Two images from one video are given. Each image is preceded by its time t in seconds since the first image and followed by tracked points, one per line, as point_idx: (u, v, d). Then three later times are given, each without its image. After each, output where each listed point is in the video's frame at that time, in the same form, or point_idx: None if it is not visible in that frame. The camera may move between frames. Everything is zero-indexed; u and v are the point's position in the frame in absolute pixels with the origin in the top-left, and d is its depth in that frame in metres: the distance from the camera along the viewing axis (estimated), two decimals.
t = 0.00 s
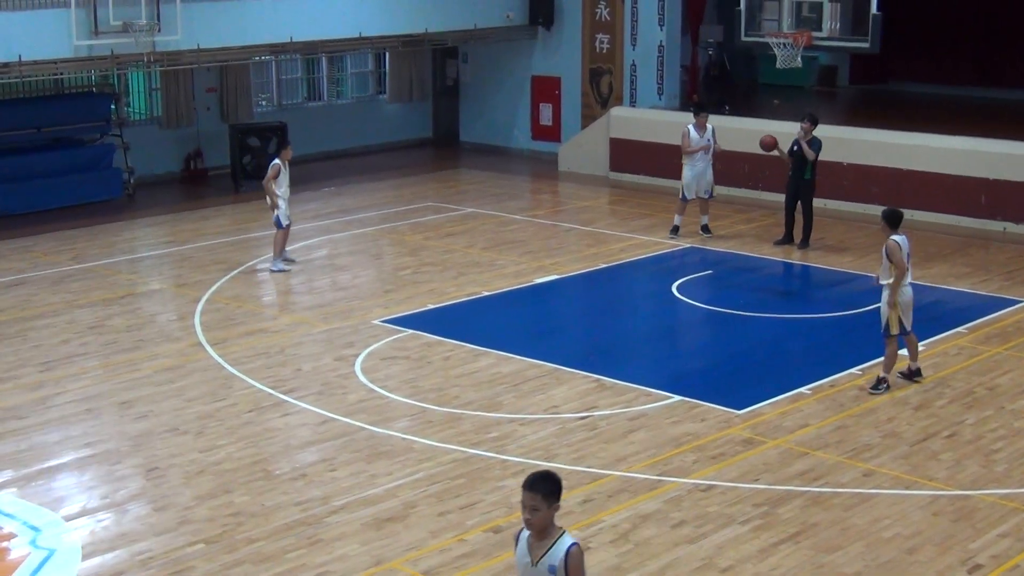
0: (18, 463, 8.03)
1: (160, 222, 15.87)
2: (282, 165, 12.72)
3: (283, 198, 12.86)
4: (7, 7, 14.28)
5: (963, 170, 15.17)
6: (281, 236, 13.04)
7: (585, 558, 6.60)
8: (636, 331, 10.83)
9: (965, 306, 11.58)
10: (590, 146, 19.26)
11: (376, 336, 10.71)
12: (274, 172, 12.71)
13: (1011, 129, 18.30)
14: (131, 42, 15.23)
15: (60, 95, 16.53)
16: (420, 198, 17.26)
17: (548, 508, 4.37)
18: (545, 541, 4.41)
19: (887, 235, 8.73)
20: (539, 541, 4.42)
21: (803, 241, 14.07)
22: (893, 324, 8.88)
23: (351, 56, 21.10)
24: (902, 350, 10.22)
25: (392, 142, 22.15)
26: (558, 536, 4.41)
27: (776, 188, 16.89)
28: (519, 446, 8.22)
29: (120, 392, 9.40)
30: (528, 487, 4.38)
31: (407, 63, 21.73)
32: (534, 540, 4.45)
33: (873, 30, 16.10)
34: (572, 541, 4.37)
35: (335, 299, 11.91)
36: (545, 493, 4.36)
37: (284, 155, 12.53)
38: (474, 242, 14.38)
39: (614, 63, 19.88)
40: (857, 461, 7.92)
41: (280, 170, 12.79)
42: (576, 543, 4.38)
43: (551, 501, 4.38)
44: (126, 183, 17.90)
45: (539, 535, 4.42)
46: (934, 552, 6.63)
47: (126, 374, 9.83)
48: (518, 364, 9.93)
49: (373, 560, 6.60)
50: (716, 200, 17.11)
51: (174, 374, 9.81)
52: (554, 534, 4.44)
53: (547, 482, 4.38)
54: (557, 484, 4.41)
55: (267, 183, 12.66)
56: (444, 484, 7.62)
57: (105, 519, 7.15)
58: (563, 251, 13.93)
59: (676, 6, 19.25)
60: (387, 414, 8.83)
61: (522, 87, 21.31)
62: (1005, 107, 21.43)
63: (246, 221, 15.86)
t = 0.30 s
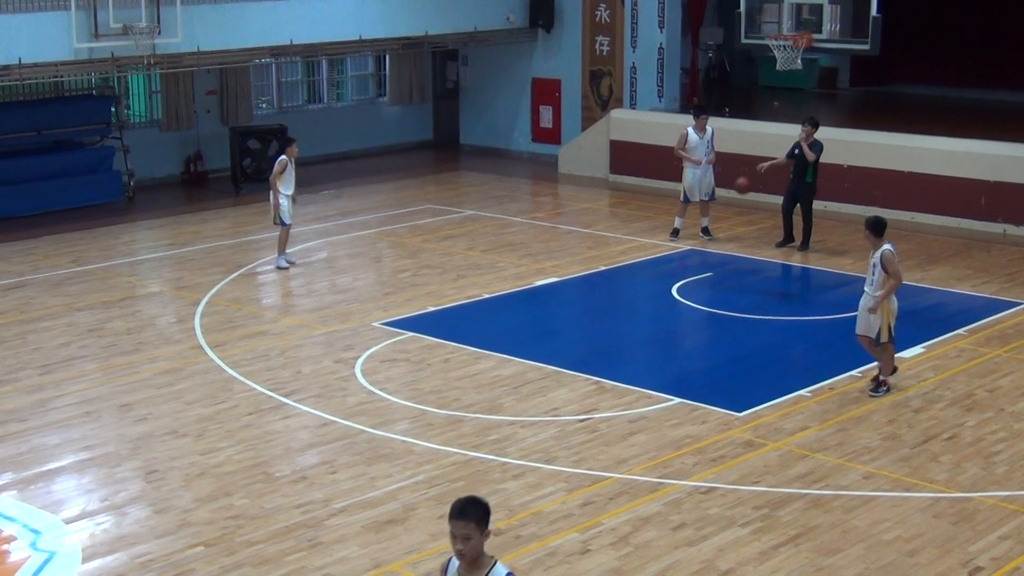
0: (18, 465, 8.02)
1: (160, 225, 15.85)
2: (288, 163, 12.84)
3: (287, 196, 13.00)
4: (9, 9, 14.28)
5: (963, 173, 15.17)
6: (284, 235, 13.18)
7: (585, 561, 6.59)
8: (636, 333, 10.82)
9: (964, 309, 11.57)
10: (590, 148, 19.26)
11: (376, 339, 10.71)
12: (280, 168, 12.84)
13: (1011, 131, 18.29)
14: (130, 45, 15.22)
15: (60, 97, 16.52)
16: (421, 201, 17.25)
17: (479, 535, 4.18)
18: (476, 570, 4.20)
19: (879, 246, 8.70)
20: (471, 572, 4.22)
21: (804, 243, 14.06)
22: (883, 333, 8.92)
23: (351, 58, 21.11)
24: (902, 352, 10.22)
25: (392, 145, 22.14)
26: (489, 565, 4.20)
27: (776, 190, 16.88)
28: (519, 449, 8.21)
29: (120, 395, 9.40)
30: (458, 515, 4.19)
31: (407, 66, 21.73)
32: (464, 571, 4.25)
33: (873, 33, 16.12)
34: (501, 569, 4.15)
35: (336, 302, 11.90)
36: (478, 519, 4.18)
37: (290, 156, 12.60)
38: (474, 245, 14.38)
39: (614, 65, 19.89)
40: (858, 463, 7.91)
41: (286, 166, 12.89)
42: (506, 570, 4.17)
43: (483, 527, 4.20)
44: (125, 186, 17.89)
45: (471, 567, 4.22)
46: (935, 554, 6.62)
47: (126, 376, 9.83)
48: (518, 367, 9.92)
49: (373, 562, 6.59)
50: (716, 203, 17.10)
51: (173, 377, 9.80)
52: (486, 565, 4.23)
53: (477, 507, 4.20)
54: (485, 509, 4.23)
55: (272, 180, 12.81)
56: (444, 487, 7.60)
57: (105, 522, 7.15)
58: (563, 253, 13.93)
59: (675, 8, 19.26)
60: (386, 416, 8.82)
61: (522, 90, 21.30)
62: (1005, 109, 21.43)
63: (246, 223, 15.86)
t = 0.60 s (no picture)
0: (19, 466, 8.03)
1: (160, 226, 15.86)
2: (294, 163, 12.92)
3: (292, 196, 12.98)
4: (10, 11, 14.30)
5: (964, 176, 15.17)
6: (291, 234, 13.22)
7: (585, 563, 6.59)
8: (637, 335, 10.82)
9: (965, 312, 11.55)
10: (591, 151, 19.26)
11: (377, 340, 10.71)
12: (285, 167, 12.92)
13: (1012, 134, 18.29)
14: (131, 47, 15.21)
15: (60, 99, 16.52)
16: (422, 203, 17.26)
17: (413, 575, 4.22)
18: None
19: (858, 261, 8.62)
20: None
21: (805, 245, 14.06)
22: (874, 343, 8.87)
23: (352, 60, 21.14)
24: (902, 355, 10.21)
25: (393, 146, 22.16)
26: None
27: (776, 193, 16.88)
28: (519, 451, 8.21)
29: (121, 396, 9.39)
30: (389, 556, 4.20)
31: (408, 69, 21.76)
32: None
33: (873, 34, 16.04)
34: None
35: (337, 304, 11.90)
36: (409, 562, 4.21)
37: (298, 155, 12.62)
38: (475, 247, 14.38)
39: (615, 67, 19.89)
40: (858, 466, 7.91)
41: (292, 166, 12.92)
42: None
43: (414, 570, 4.23)
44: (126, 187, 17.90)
45: None
46: (935, 557, 6.62)
47: (127, 378, 9.83)
48: (519, 369, 9.93)
49: (374, 564, 6.59)
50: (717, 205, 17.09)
51: (174, 378, 9.80)
52: None
53: (409, 548, 4.21)
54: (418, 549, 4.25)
55: (275, 179, 12.87)
56: (445, 489, 7.60)
57: (105, 523, 7.15)
58: (563, 255, 13.93)
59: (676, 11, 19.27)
60: (386, 418, 8.82)
61: (523, 92, 21.32)
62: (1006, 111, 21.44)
63: (246, 225, 15.86)
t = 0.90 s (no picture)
0: (18, 469, 8.02)
1: (160, 229, 15.86)
2: (305, 167, 12.93)
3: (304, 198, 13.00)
4: (11, 13, 14.32)
5: (963, 178, 15.17)
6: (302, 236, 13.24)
7: (586, 565, 6.59)
8: (637, 338, 10.83)
9: (964, 314, 11.54)
10: (591, 153, 19.27)
11: (377, 343, 10.72)
12: (295, 172, 12.89)
13: (1012, 136, 18.29)
14: (131, 49, 15.20)
15: (60, 101, 16.53)
16: (423, 205, 17.27)
17: None
18: None
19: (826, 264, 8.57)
20: None
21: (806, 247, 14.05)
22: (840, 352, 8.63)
23: (352, 63, 21.18)
24: (902, 357, 10.21)
25: (393, 149, 22.17)
26: None
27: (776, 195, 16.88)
28: (520, 453, 8.21)
29: (121, 399, 9.39)
30: None
31: (408, 72, 21.78)
32: None
33: (873, 36, 15.96)
34: None
35: (337, 306, 11.90)
36: None
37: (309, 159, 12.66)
38: (475, 249, 14.38)
39: (615, 70, 19.90)
40: (859, 468, 7.91)
41: (303, 170, 12.93)
42: None
43: None
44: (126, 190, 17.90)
45: None
46: (936, 559, 6.61)
47: (127, 380, 9.84)
48: (518, 371, 9.93)
49: (374, 567, 6.59)
50: (716, 207, 17.10)
51: (174, 381, 9.80)
52: None
53: None
54: None
55: (286, 183, 12.86)
56: (445, 491, 7.60)
57: (105, 526, 7.15)
58: (564, 258, 13.93)
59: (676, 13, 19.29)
60: (386, 421, 8.82)
61: (523, 95, 21.33)
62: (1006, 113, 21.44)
63: (246, 228, 15.86)
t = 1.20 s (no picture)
0: (18, 470, 8.02)
1: (160, 229, 15.86)
2: (314, 169, 12.93)
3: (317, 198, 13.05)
4: (12, 14, 14.32)
5: (965, 182, 15.17)
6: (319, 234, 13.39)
7: (586, 568, 6.59)
8: (637, 341, 10.82)
9: (964, 319, 11.54)
10: (593, 156, 19.27)
11: (377, 345, 10.72)
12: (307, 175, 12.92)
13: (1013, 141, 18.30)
14: (132, 50, 15.20)
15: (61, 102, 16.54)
16: (424, 207, 17.27)
17: None
18: None
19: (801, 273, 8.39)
20: None
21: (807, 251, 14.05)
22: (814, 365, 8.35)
23: (353, 65, 21.19)
24: (903, 362, 10.20)
25: (394, 152, 22.18)
26: None
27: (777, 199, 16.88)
28: (520, 456, 8.21)
29: (121, 400, 9.39)
30: None
31: (409, 75, 21.77)
32: None
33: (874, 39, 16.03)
34: None
35: (337, 308, 11.89)
36: None
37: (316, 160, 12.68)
38: (475, 251, 14.38)
39: (616, 73, 19.91)
40: (859, 472, 7.91)
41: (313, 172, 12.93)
42: None
43: None
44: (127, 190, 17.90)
45: None
46: (935, 564, 6.61)
47: (127, 381, 9.84)
48: (518, 374, 9.93)
49: (373, 568, 6.59)
50: (717, 210, 17.10)
51: (174, 382, 9.80)
52: None
53: None
54: None
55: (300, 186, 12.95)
56: (445, 494, 7.60)
57: (105, 527, 7.14)
58: (564, 260, 13.93)
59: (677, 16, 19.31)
60: (386, 423, 8.82)
61: (523, 99, 21.34)
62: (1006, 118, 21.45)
63: (247, 229, 15.86)
